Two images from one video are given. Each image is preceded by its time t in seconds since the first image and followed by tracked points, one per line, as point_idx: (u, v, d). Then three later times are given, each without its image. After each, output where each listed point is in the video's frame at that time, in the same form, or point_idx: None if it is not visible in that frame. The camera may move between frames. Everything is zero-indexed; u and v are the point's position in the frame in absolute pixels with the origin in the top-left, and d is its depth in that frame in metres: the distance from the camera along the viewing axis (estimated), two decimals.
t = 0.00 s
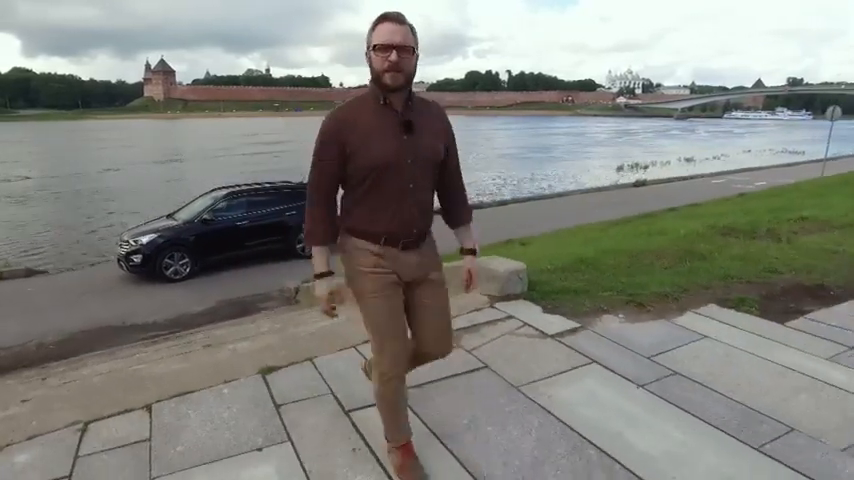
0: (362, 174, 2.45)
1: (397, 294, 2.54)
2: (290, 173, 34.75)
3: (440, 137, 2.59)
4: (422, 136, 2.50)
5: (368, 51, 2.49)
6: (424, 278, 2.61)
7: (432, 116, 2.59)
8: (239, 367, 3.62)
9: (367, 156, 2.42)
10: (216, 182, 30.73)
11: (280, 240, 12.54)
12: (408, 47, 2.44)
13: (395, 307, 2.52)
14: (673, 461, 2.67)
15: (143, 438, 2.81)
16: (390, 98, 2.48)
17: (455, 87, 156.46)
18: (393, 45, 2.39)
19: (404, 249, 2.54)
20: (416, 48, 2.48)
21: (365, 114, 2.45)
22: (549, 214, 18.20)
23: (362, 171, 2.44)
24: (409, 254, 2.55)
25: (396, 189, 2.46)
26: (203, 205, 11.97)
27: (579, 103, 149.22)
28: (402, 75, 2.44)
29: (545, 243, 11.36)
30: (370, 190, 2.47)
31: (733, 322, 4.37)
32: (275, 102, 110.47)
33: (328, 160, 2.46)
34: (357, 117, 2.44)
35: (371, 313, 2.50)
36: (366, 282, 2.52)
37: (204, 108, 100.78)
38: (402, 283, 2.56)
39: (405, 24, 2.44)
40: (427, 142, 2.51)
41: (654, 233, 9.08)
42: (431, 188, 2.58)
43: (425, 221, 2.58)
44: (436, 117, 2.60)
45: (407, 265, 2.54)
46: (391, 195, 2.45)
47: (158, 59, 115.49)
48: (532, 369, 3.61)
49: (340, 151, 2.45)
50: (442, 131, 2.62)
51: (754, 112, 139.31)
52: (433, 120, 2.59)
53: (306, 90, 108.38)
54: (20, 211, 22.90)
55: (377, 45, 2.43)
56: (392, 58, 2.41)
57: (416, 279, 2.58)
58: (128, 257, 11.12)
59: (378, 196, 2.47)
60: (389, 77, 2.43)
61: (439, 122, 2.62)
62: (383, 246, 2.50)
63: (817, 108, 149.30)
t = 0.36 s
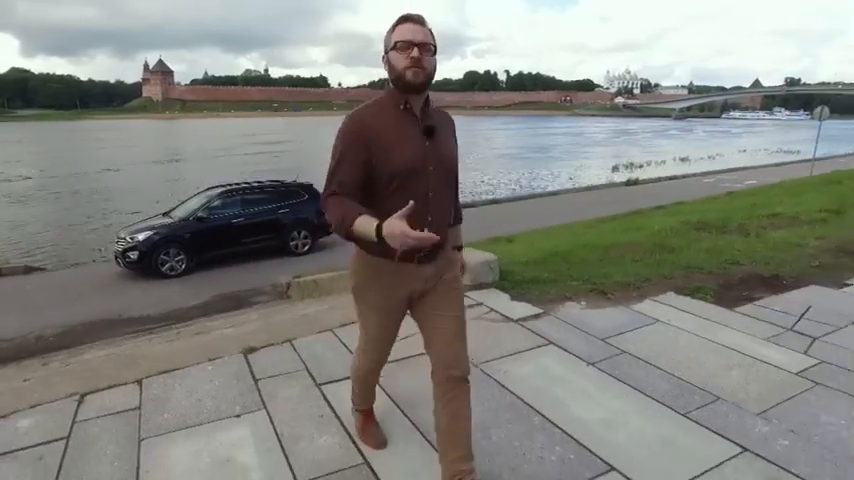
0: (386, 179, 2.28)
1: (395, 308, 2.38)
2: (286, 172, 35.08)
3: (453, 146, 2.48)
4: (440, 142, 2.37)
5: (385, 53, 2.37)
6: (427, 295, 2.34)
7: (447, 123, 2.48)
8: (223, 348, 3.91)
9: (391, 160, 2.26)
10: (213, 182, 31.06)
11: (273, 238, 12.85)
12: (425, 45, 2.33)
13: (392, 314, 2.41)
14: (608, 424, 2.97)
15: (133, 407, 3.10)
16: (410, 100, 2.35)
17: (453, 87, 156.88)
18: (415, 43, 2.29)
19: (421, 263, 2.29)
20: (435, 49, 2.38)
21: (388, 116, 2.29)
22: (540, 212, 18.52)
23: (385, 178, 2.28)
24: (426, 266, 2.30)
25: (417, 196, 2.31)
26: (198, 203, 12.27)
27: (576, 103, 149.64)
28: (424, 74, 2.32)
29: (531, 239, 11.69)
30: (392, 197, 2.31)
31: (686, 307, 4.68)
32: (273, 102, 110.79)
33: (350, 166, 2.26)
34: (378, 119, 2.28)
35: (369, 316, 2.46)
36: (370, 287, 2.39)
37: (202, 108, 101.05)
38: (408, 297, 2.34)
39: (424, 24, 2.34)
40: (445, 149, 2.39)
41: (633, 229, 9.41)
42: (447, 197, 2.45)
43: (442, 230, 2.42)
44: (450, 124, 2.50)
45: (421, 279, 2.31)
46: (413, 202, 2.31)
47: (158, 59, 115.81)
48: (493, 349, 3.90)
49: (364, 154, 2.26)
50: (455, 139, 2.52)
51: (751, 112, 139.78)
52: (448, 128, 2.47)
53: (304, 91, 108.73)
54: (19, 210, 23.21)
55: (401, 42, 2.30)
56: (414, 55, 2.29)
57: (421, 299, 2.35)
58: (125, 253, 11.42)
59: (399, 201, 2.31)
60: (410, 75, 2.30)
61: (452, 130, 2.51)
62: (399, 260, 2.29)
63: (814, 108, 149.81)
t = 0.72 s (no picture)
0: (383, 180, 2.12)
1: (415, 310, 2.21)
2: (282, 172, 35.42)
3: (465, 141, 2.27)
4: (447, 139, 2.18)
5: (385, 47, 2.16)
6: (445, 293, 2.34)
7: (458, 118, 2.27)
8: (201, 336, 4.20)
9: (386, 161, 2.09)
10: (209, 182, 31.42)
11: (264, 237, 13.14)
12: (430, 39, 2.10)
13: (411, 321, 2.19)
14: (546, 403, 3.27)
15: (116, 388, 3.39)
16: (411, 98, 2.15)
17: (451, 87, 157.31)
18: (415, 40, 2.07)
19: (432, 262, 2.22)
20: (441, 40, 2.15)
21: (384, 116, 2.12)
22: (530, 211, 18.86)
23: (382, 179, 2.12)
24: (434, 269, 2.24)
25: (421, 198, 2.14)
26: (191, 203, 12.56)
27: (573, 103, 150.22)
28: (426, 71, 2.11)
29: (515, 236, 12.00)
30: (392, 199, 2.14)
31: (638, 298, 4.99)
32: (270, 102, 111.06)
33: (346, 167, 2.12)
34: (375, 118, 2.11)
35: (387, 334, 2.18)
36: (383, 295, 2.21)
37: (199, 109, 101.31)
38: (422, 300, 2.25)
39: (428, 16, 2.11)
40: (453, 145, 2.19)
41: (610, 227, 9.73)
42: (457, 196, 2.27)
43: (451, 231, 2.27)
44: (460, 119, 2.29)
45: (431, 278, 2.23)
46: (415, 203, 2.14)
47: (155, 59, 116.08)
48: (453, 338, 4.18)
49: (359, 155, 2.11)
50: (468, 132, 2.31)
51: (747, 112, 140.40)
52: (459, 123, 2.27)
53: (301, 91, 109.08)
54: (17, 210, 23.52)
55: (399, 39, 2.10)
56: (415, 53, 2.07)
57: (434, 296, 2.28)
58: (118, 252, 11.70)
59: (399, 204, 2.14)
60: (411, 74, 2.10)
61: (465, 124, 2.30)
62: (408, 259, 2.19)
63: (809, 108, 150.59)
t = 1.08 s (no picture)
0: (372, 217, 2.06)
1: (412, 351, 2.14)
2: (275, 174, 35.72)
3: (463, 177, 2.15)
4: (440, 176, 2.07)
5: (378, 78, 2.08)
6: (442, 334, 2.24)
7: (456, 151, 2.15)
8: (179, 329, 4.48)
9: (374, 198, 2.03)
10: (203, 184, 31.70)
11: (252, 238, 13.42)
12: (422, 72, 2.01)
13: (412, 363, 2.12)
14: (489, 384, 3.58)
15: (95, 375, 3.68)
16: (403, 132, 2.07)
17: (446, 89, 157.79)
18: (405, 73, 1.97)
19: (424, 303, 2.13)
20: (434, 72, 2.04)
21: (372, 150, 2.06)
22: (517, 212, 19.19)
23: (369, 218, 2.06)
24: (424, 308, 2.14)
25: (409, 237, 2.06)
26: (180, 205, 12.82)
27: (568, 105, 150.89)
28: (417, 106, 2.01)
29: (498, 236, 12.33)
30: (380, 238, 2.08)
31: (592, 294, 5.29)
32: (266, 104, 111.30)
33: (334, 205, 2.13)
34: (363, 154, 2.07)
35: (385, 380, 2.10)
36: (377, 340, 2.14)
37: (195, 111, 101.49)
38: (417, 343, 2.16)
39: (421, 47, 2.02)
40: (447, 182, 2.08)
41: (585, 227, 10.06)
42: (452, 235, 2.16)
43: (446, 269, 2.17)
44: (458, 151, 2.17)
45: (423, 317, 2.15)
46: (403, 243, 2.06)
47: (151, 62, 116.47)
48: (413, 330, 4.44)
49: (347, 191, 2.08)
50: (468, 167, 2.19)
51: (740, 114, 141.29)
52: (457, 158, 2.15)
53: (297, 93, 109.42)
54: (11, 213, 23.76)
55: (385, 70, 2.01)
56: (404, 88, 1.99)
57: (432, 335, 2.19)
58: (109, 253, 11.96)
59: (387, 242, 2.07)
60: (401, 110, 2.01)
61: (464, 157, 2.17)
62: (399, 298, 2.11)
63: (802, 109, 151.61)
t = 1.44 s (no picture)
0: (389, 209, 1.87)
1: (409, 350, 2.04)
2: (271, 179, 36.08)
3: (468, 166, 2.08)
4: (454, 166, 1.98)
5: (398, 57, 1.88)
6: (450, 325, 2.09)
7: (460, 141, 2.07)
8: (166, 320, 4.79)
9: (394, 188, 1.85)
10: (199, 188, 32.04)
11: (245, 241, 13.73)
12: (450, 59, 1.86)
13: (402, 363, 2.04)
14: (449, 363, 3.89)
15: (86, 362, 3.97)
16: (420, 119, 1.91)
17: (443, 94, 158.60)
18: (436, 59, 1.80)
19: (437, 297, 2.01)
20: (458, 60, 1.91)
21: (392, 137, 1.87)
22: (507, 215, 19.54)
23: (383, 207, 1.87)
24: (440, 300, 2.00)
25: (427, 227, 1.91)
26: (175, 208, 13.11)
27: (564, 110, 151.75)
28: (441, 95, 1.87)
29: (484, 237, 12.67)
30: (393, 229, 1.89)
31: (558, 289, 5.60)
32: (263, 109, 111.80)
33: (346, 187, 1.84)
34: (381, 137, 1.87)
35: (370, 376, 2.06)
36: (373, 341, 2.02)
37: (193, 116, 101.97)
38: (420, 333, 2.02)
39: (448, 32, 1.86)
40: (458, 172, 1.99)
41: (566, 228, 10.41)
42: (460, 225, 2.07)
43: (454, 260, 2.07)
44: (460, 141, 2.09)
45: (434, 316, 1.99)
46: (418, 236, 1.90)
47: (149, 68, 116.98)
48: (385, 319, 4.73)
49: (361, 178, 1.85)
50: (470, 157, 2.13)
51: (735, 119, 142.24)
52: (461, 148, 2.07)
53: (294, 98, 110.02)
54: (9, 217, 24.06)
55: (415, 53, 1.82)
56: (433, 75, 1.81)
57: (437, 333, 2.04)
58: (105, 255, 12.25)
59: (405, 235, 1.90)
60: (423, 97, 1.85)
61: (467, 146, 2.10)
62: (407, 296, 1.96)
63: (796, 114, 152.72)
